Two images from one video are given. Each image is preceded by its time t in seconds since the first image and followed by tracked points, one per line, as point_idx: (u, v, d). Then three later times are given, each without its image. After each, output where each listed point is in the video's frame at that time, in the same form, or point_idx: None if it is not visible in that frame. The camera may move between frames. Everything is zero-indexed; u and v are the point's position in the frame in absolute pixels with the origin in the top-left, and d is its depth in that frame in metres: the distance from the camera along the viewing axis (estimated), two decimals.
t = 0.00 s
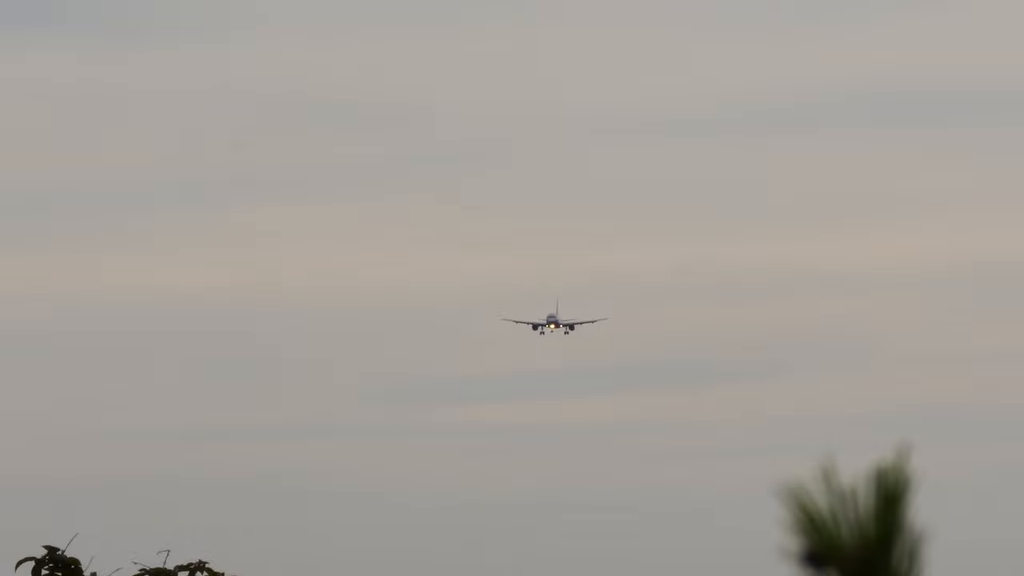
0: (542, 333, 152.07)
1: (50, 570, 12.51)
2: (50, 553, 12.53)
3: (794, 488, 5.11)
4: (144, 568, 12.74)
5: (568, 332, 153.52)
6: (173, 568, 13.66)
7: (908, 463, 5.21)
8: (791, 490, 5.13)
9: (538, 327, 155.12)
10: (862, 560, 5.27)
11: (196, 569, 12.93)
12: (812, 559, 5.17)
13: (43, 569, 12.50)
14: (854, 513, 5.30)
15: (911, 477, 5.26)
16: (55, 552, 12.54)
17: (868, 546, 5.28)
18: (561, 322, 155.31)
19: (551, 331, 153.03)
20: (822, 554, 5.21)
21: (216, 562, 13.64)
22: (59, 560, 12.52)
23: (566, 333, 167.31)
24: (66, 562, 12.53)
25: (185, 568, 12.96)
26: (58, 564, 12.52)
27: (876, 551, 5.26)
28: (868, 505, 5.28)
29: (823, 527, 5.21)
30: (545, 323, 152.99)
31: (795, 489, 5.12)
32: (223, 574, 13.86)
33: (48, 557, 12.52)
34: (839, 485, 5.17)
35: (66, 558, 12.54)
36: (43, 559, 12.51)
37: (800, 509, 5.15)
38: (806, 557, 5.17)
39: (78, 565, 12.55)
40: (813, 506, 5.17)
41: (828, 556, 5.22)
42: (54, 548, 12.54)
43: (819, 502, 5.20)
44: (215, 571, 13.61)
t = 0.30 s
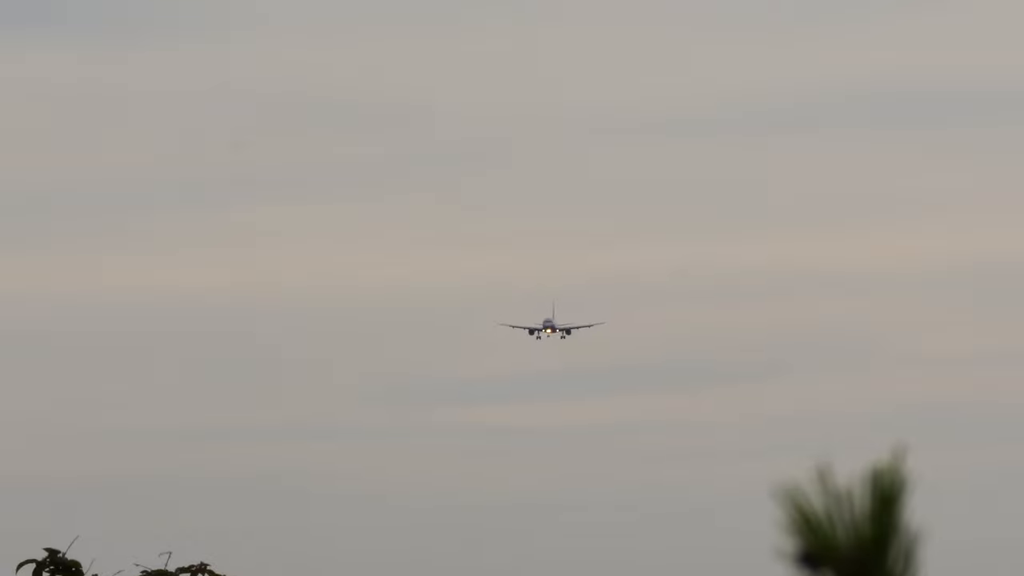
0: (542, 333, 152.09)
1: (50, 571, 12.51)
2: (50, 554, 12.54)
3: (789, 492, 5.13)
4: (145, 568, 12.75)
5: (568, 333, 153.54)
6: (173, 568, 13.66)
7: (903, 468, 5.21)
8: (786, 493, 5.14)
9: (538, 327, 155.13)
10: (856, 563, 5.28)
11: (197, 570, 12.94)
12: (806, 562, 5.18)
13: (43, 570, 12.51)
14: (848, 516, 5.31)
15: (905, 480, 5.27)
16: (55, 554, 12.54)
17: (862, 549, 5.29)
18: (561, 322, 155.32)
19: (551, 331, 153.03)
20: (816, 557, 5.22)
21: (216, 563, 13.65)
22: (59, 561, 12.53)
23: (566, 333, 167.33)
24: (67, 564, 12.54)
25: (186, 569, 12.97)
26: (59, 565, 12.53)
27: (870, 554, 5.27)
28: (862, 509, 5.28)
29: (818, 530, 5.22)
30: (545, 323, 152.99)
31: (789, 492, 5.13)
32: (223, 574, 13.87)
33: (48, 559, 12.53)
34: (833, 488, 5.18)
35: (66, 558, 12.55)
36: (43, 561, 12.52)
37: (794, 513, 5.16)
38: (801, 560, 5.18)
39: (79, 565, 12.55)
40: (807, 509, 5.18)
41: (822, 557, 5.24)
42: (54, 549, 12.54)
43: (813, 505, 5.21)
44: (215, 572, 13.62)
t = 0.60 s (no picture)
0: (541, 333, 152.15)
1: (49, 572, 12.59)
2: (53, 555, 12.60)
3: (772, 500, 5.19)
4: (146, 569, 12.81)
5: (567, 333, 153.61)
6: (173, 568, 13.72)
7: (885, 473, 5.27)
8: (769, 501, 5.21)
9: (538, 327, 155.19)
10: (839, 566, 5.35)
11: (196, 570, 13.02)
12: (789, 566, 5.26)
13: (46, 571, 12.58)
14: (832, 521, 5.37)
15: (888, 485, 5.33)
16: (58, 556, 12.61)
17: (846, 554, 5.35)
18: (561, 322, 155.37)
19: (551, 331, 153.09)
20: (798, 561, 5.30)
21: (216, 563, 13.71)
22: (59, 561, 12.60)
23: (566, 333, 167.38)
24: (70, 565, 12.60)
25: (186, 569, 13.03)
26: (61, 566, 12.59)
27: (853, 559, 5.33)
28: (846, 513, 5.35)
29: (801, 535, 5.29)
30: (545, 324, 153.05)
31: (772, 501, 5.19)
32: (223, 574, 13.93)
33: (50, 560, 12.59)
34: (816, 494, 5.25)
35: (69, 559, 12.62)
36: (44, 562, 12.58)
37: (778, 519, 5.23)
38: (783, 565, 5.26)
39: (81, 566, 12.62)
40: (791, 515, 5.25)
41: (806, 561, 5.32)
42: (57, 550, 12.61)
43: (797, 512, 5.28)
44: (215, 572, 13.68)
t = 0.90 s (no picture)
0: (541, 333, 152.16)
1: (50, 572, 12.59)
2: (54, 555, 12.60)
3: (786, 490, 5.20)
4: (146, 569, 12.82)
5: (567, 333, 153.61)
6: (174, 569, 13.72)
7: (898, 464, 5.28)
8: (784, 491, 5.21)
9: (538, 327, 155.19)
10: (852, 560, 5.34)
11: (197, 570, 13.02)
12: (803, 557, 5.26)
13: (47, 571, 12.57)
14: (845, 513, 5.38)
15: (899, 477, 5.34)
16: (60, 556, 12.61)
17: (859, 546, 5.35)
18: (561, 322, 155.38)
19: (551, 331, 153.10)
20: (811, 553, 5.30)
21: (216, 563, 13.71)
22: (60, 561, 12.60)
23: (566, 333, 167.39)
24: (71, 565, 12.60)
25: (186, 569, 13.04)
26: (62, 566, 12.59)
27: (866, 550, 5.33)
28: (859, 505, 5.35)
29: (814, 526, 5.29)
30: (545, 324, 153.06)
31: (787, 490, 5.20)
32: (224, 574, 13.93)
33: (52, 560, 12.59)
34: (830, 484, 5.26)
35: (70, 559, 12.62)
36: (46, 561, 12.59)
37: (792, 509, 5.23)
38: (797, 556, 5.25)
39: (82, 566, 12.61)
40: (805, 506, 5.25)
41: (819, 553, 5.31)
42: (59, 550, 12.61)
43: (811, 502, 5.28)
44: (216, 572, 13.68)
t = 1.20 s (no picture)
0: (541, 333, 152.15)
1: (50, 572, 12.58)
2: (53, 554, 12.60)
3: (783, 492, 5.19)
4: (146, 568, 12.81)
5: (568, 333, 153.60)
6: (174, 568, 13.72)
7: (896, 465, 5.27)
8: (779, 493, 5.20)
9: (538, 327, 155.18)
10: (848, 560, 5.33)
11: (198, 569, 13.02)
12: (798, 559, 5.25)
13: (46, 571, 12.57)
14: (842, 514, 5.37)
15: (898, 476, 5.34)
16: (59, 555, 12.60)
17: (855, 547, 5.34)
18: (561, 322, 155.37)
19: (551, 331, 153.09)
20: (807, 555, 5.29)
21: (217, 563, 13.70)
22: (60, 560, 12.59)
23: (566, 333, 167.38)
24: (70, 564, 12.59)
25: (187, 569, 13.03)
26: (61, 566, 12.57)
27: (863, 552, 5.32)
28: (856, 506, 5.34)
29: (810, 528, 5.28)
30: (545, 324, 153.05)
31: (783, 492, 5.19)
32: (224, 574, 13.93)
33: (50, 560, 12.58)
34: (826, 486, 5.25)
35: (69, 558, 12.62)
36: (45, 561, 12.58)
37: (788, 511, 5.22)
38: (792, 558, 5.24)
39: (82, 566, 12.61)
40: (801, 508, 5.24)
41: (815, 554, 5.31)
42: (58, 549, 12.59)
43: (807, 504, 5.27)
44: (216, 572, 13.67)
